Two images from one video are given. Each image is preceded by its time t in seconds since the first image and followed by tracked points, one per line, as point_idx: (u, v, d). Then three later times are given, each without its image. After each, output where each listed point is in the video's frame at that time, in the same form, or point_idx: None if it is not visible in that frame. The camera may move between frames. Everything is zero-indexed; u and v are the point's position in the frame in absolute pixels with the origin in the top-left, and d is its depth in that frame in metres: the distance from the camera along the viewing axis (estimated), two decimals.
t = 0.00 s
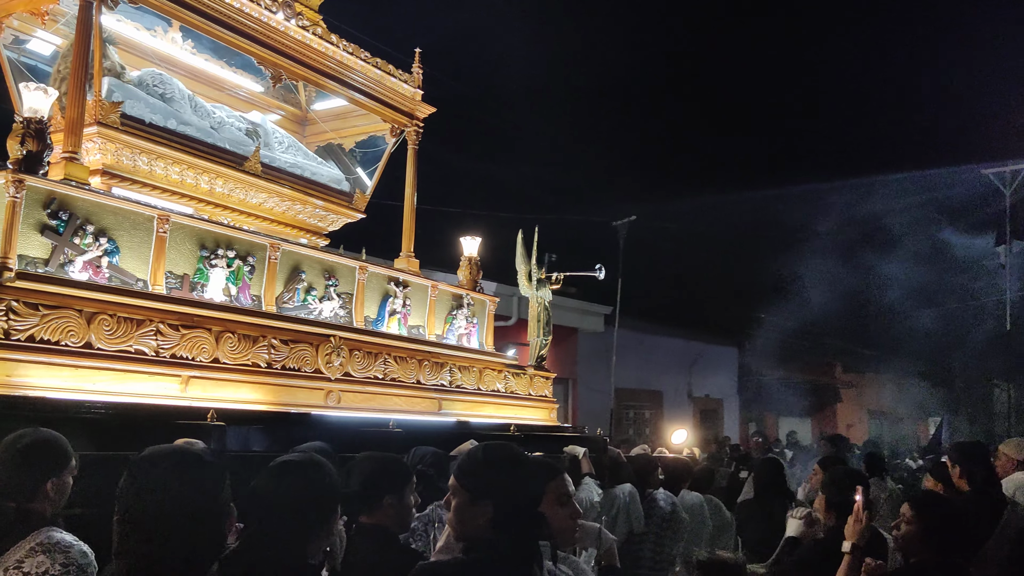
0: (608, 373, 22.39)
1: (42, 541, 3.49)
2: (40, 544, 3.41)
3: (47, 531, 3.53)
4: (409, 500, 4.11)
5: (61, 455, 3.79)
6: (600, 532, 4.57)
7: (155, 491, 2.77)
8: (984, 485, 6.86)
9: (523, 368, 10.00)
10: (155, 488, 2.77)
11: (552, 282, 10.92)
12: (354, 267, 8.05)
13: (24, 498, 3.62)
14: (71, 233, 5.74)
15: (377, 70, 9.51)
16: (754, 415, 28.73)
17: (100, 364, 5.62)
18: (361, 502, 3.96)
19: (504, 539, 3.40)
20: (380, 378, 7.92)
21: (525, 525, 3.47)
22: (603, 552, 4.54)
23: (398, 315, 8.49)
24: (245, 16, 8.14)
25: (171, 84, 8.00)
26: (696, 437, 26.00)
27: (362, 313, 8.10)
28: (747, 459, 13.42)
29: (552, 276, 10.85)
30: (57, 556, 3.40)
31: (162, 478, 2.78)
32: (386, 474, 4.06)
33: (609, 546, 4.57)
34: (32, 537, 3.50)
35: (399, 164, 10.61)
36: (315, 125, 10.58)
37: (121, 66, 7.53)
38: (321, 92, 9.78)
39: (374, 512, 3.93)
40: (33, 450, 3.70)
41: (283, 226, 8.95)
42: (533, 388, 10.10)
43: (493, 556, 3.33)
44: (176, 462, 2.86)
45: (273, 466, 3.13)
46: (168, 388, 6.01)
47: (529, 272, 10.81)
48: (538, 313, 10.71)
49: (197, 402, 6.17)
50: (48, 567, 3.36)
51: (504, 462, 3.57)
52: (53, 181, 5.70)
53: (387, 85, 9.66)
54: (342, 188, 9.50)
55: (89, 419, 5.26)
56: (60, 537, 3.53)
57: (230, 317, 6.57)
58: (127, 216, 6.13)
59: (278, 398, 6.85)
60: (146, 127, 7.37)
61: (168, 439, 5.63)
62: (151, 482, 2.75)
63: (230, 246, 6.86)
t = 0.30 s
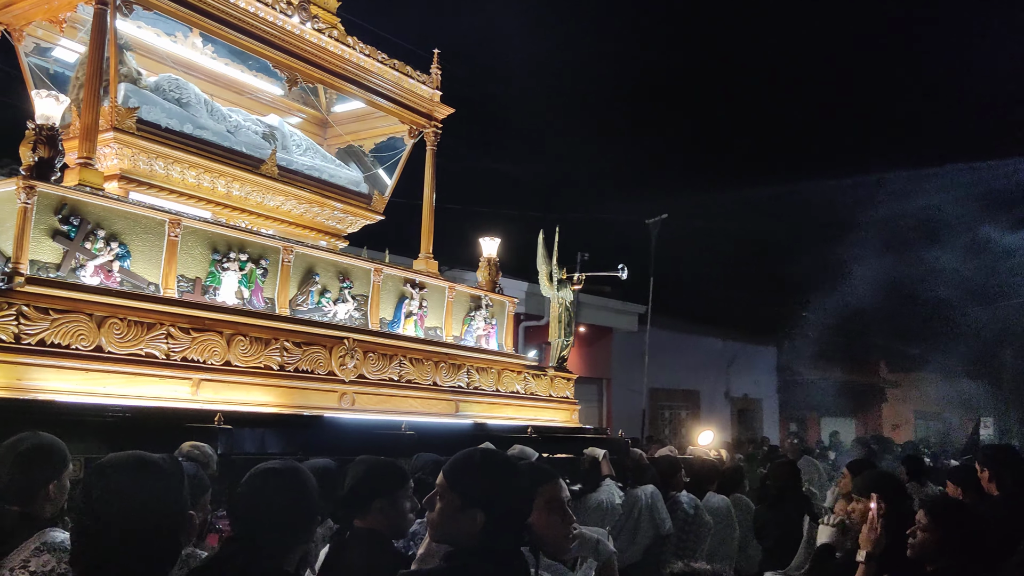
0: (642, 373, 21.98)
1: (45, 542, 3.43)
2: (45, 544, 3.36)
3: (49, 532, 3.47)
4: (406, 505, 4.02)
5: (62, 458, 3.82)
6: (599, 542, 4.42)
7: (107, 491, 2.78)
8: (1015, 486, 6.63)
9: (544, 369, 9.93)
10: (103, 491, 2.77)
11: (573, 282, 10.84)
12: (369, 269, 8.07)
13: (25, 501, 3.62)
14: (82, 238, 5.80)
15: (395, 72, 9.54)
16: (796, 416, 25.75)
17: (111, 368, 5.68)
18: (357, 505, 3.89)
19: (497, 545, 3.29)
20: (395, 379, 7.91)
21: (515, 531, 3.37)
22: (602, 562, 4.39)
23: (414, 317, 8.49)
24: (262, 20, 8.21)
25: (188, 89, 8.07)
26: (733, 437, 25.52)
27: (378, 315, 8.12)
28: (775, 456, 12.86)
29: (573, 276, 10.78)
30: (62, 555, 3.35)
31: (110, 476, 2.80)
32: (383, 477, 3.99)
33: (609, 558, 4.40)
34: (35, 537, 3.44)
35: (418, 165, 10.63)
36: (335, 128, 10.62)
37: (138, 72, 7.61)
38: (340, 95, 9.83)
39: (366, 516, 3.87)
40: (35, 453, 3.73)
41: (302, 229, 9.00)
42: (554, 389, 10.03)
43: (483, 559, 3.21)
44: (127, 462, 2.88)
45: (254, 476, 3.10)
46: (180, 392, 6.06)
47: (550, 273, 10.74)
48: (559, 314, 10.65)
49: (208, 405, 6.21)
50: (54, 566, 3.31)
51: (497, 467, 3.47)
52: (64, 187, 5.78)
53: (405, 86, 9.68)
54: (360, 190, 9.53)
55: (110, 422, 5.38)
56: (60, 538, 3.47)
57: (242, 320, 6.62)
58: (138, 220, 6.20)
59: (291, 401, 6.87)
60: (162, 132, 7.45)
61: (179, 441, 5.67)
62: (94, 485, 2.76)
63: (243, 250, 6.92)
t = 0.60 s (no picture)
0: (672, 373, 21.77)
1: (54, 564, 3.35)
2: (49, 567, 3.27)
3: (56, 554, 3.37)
4: (419, 510, 4.05)
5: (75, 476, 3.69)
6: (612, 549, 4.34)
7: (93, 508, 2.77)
8: None
9: (571, 370, 9.88)
10: (90, 513, 2.76)
11: (600, 282, 10.77)
12: (393, 272, 8.09)
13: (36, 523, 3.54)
14: (108, 244, 5.88)
15: (420, 74, 9.58)
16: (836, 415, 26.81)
17: (136, 371, 5.75)
18: (369, 509, 3.92)
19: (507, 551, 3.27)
20: (420, 381, 7.92)
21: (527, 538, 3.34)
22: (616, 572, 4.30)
23: (439, 319, 8.50)
24: (287, 25, 8.27)
25: (214, 94, 8.15)
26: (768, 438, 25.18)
27: (403, 318, 8.13)
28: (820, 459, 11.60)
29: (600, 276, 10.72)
30: None
31: (103, 502, 2.77)
32: (394, 480, 4.02)
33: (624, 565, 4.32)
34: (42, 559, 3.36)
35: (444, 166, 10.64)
36: (361, 130, 10.68)
37: (165, 78, 7.70)
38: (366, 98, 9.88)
39: (378, 520, 3.92)
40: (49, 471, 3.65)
41: (328, 232, 9.05)
42: (581, 390, 9.97)
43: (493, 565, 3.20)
44: (126, 477, 2.86)
45: (256, 485, 3.13)
46: (204, 395, 6.12)
47: (577, 273, 10.68)
48: (587, 315, 10.59)
49: (233, 408, 6.27)
50: None
51: (510, 472, 3.41)
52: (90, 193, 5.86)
53: (429, 88, 9.70)
54: (385, 192, 9.57)
55: (137, 426, 5.46)
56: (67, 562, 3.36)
57: (265, 323, 6.66)
58: (163, 225, 6.27)
59: (315, 403, 6.91)
60: (188, 137, 7.52)
61: (203, 444, 5.72)
62: (87, 508, 2.74)
63: (267, 253, 6.97)
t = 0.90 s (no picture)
0: (699, 371, 21.57)
1: None
2: None
3: None
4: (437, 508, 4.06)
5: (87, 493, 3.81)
6: (629, 548, 4.30)
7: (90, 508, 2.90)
8: None
9: (598, 367, 9.81)
10: (87, 510, 2.89)
11: (628, 278, 10.68)
12: (418, 269, 8.07)
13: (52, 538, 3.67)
14: (133, 243, 5.91)
15: (444, 71, 9.55)
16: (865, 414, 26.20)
17: (161, 370, 5.79)
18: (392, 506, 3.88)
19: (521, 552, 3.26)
20: (445, 379, 7.90)
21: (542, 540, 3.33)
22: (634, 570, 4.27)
23: (464, 316, 8.47)
24: (312, 23, 8.28)
25: (239, 93, 8.18)
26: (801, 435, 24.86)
27: (428, 315, 8.12)
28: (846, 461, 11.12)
29: (627, 273, 10.63)
30: None
31: (95, 503, 2.89)
32: (410, 479, 3.99)
33: (640, 562, 4.29)
34: None
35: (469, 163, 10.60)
36: (387, 127, 10.68)
37: (190, 78, 7.74)
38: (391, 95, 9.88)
39: (396, 518, 3.88)
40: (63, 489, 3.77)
41: (354, 230, 9.06)
42: (608, 387, 9.90)
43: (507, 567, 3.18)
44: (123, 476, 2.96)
45: (268, 484, 3.19)
46: (229, 393, 6.14)
47: (604, 270, 10.59)
48: (614, 311, 10.51)
49: (258, 406, 6.29)
50: None
51: (525, 471, 3.36)
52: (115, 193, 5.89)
53: (454, 85, 9.67)
54: (411, 190, 9.55)
55: (164, 424, 5.50)
56: None
57: (290, 322, 6.67)
58: (187, 224, 6.30)
59: (340, 401, 6.92)
60: (214, 136, 7.56)
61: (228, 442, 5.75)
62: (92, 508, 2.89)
63: (291, 252, 6.98)
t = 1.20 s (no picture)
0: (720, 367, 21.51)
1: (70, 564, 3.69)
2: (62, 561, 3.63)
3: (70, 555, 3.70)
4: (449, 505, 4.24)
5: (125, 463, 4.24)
6: (641, 538, 4.34)
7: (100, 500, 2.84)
8: None
9: (617, 358, 9.83)
10: (101, 498, 2.83)
11: (646, 270, 10.68)
12: (437, 261, 8.13)
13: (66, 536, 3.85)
14: (157, 235, 6.00)
15: (461, 65, 9.61)
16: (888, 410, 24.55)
17: (185, 360, 5.87)
18: (416, 505, 3.97)
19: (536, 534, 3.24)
20: (465, 369, 7.95)
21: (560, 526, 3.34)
22: (646, 558, 4.32)
23: (484, 308, 8.52)
24: (329, 19, 8.36)
25: (258, 89, 8.28)
26: (822, 430, 24.74)
27: (447, 307, 8.18)
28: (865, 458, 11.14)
29: (646, 265, 10.63)
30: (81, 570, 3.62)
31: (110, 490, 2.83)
32: (431, 478, 4.11)
33: (651, 553, 4.31)
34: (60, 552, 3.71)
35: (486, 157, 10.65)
36: (405, 123, 10.74)
37: (210, 75, 7.84)
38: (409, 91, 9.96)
39: (421, 516, 3.97)
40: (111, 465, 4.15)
41: (373, 223, 9.14)
42: (628, 378, 9.92)
43: (514, 558, 3.19)
44: (134, 468, 2.89)
45: (288, 474, 3.28)
46: (252, 382, 6.22)
47: (622, 262, 10.60)
48: (633, 303, 10.51)
49: (281, 396, 6.37)
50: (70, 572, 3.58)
51: (537, 464, 3.42)
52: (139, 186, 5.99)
53: (471, 80, 9.73)
54: (429, 184, 9.61)
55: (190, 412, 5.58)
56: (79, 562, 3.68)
57: (312, 312, 6.75)
58: (210, 217, 6.39)
59: (362, 391, 6.99)
60: (234, 131, 7.65)
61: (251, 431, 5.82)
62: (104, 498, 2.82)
63: (312, 244, 7.06)
